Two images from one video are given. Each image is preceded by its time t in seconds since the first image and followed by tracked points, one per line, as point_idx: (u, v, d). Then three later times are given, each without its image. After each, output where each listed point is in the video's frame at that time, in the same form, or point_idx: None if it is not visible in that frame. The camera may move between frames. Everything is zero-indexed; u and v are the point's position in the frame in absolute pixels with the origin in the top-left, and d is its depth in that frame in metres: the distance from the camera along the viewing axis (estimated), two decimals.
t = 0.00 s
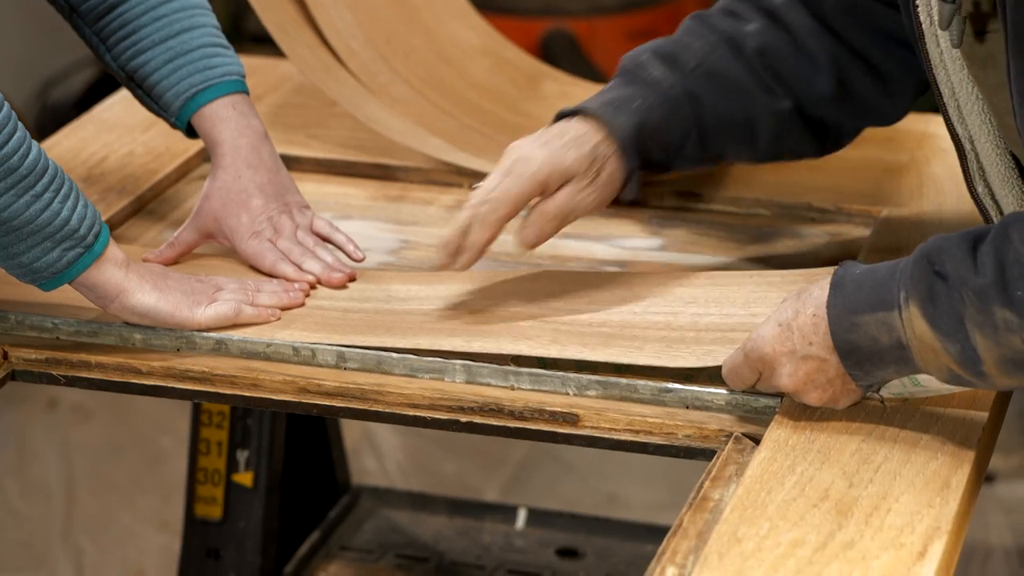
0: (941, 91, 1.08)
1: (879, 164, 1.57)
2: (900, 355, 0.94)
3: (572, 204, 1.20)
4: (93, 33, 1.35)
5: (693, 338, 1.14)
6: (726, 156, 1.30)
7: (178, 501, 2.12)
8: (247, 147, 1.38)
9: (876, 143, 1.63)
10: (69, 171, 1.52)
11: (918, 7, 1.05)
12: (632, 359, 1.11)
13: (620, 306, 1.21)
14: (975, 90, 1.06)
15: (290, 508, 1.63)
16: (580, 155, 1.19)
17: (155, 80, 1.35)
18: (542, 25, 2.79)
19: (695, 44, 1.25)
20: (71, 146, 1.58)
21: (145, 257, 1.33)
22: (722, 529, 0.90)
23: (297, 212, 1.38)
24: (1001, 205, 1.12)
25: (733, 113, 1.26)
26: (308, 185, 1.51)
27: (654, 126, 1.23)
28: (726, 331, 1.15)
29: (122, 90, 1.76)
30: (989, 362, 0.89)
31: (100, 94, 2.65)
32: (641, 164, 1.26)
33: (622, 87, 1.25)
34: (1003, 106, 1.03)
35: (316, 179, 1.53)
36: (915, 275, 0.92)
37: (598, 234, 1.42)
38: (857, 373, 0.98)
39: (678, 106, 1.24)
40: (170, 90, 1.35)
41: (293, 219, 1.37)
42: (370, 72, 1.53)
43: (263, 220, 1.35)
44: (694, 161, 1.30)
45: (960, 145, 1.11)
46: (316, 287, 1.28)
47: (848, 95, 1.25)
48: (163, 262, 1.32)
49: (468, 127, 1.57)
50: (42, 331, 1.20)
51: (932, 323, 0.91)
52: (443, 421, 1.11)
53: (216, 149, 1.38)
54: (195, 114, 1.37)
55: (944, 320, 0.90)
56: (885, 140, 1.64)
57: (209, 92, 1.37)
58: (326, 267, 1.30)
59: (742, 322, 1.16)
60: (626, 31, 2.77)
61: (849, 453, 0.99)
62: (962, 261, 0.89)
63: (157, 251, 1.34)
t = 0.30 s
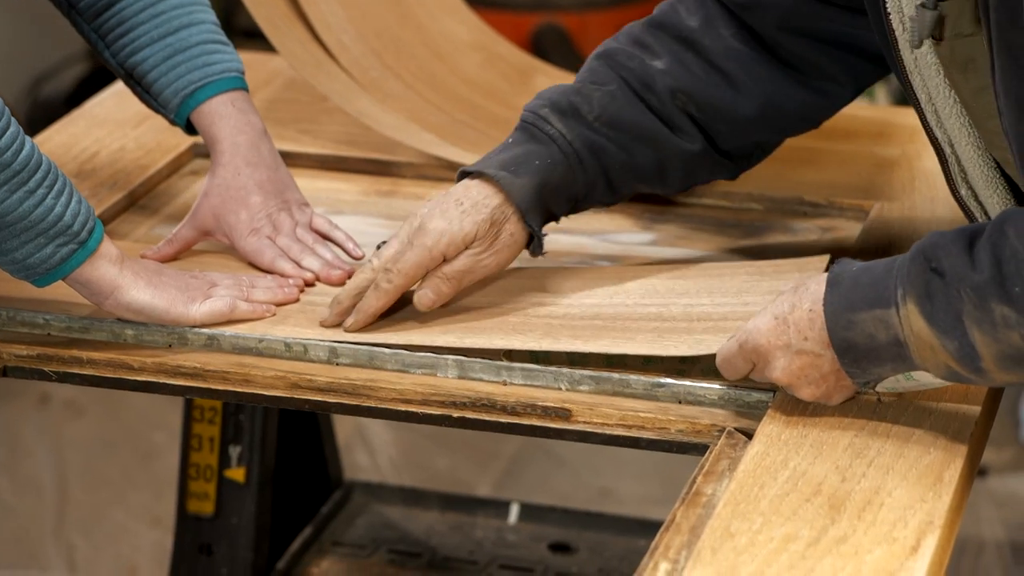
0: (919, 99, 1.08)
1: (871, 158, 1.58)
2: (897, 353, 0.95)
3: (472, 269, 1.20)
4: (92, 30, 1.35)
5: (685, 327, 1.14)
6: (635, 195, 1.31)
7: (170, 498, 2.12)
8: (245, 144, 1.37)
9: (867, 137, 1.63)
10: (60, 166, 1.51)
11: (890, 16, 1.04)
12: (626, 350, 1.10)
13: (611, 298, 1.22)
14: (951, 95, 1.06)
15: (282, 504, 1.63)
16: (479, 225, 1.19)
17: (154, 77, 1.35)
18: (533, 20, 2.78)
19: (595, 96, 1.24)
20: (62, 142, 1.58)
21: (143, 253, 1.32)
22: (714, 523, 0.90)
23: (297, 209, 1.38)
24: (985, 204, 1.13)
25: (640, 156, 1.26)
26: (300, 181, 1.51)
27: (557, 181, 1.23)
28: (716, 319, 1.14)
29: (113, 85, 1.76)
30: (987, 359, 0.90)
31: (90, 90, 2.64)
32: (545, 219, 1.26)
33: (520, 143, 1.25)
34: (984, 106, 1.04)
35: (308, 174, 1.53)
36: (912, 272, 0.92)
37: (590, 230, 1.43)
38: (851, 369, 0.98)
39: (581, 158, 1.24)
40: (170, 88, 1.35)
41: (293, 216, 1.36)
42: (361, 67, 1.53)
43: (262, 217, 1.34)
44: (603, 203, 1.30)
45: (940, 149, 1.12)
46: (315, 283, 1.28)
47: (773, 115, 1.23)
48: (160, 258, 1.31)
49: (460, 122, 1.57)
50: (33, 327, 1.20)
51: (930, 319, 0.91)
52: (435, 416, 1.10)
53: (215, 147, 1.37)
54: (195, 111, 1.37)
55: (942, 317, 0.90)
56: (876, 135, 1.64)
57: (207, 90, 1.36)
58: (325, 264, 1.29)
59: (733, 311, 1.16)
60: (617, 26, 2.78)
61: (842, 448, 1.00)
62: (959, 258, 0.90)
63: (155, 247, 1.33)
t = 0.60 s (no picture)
0: (905, 100, 1.09)
1: (865, 154, 1.58)
2: (893, 354, 0.95)
3: (471, 262, 1.20)
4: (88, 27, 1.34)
5: (679, 320, 1.13)
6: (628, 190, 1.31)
7: (164, 495, 2.11)
8: (242, 141, 1.37)
9: (862, 133, 1.64)
10: (53, 163, 1.51)
11: (874, 20, 1.06)
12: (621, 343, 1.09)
13: (605, 294, 1.21)
14: (937, 96, 1.07)
15: (276, 500, 1.63)
16: (474, 218, 1.19)
17: (151, 74, 1.34)
18: (527, 15, 2.78)
19: (588, 91, 1.24)
20: (55, 139, 1.57)
21: (139, 252, 1.32)
22: (709, 520, 0.90)
23: (293, 207, 1.37)
24: (977, 206, 1.12)
25: (633, 152, 1.25)
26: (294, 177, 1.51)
27: (550, 177, 1.23)
28: (710, 311, 1.14)
29: (106, 81, 1.75)
30: (984, 361, 0.90)
31: (83, 86, 2.64)
32: (539, 213, 1.25)
33: (515, 138, 1.24)
34: (971, 108, 1.05)
35: (301, 170, 1.53)
36: (909, 275, 0.92)
37: (585, 226, 1.43)
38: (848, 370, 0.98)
39: (575, 153, 1.24)
40: (167, 84, 1.34)
41: (288, 214, 1.36)
42: (355, 63, 1.52)
43: (258, 215, 1.34)
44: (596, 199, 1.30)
45: (929, 150, 1.12)
46: (312, 280, 1.27)
47: (765, 113, 1.23)
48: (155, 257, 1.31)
49: (454, 119, 1.57)
50: (27, 325, 1.20)
51: (926, 321, 0.91)
52: (430, 413, 1.10)
53: (212, 144, 1.37)
54: (192, 108, 1.36)
55: (940, 318, 0.90)
56: (870, 130, 1.64)
57: (204, 87, 1.35)
58: (323, 262, 1.29)
59: (727, 303, 1.15)
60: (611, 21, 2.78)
61: (837, 444, 1.00)
62: (955, 260, 0.90)
63: (151, 246, 1.32)
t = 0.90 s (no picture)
0: (899, 96, 1.09)
1: (860, 151, 1.58)
2: (891, 357, 0.95)
3: (478, 255, 1.20)
4: (79, 24, 1.34)
5: (675, 316, 1.13)
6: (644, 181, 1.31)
7: (160, 493, 2.11)
8: (232, 136, 1.37)
9: (858, 130, 1.64)
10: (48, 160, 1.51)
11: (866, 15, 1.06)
12: (618, 339, 1.08)
13: (601, 292, 1.21)
14: (930, 92, 1.08)
15: (271, 499, 1.63)
16: (485, 211, 1.18)
17: (142, 70, 1.34)
18: (522, 13, 2.78)
19: (603, 83, 1.24)
20: (50, 136, 1.57)
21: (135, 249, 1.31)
22: (706, 518, 0.90)
23: (283, 202, 1.37)
24: (971, 202, 1.12)
25: (647, 144, 1.26)
26: (289, 175, 1.51)
27: (565, 169, 1.23)
28: (705, 307, 1.14)
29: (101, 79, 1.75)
30: (981, 364, 0.90)
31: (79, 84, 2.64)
32: (550, 205, 1.25)
33: (529, 129, 1.24)
34: (961, 106, 1.07)
35: (297, 168, 1.53)
36: (907, 278, 0.92)
37: (581, 224, 1.43)
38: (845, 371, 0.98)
39: (589, 146, 1.24)
40: (158, 81, 1.34)
41: (281, 210, 1.36)
42: (351, 60, 1.53)
43: (251, 209, 1.34)
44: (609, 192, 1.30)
45: (923, 147, 1.12)
46: (308, 278, 1.27)
47: (771, 107, 1.24)
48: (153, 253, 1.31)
49: (450, 117, 1.57)
50: (23, 323, 1.19)
51: (924, 324, 0.91)
52: (426, 411, 1.10)
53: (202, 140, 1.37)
54: (183, 103, 1.36)
55: (937, 322, 0.90)
56: (866, 128, 1.65)
57: (195, 82, 1.36)
58: (316, 260, 1.28)
59: (723, 299, 1.15)
60: (607, 20, 2.78)
61: (833, 442, 1.00)
62: (953, 263, 0.90)
63: (148, 244, 1.32)
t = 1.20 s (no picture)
0: (897, 98, 1.09)
1: (858, 148, 1.58)
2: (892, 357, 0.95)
3: (512, 247, 1.22)
4: (31, 11, 1.39)
5: (674, 314, 1.12)
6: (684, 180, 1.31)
7: (158, 490, 2.12)
8: (174, 123, 1.40)
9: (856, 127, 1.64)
10: (47, 157, 1.51)
11: (864, 17, 1.06)
12: (618, 337, 1.08)
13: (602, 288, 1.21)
14: (929, 95, 1.08)
15: (270, 497, 1.63)
16: (519, 203, 1.20)
17: (92, 57, 1.39)
18: (520, 11, 2.79)
19: (643, 80, 1.26)
20: (49, 132, 1.58)
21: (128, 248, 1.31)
22: (705, 514, 0.90)
23: (226, 187, 1.40)
24: (969, 201, 1.12)
25: (687, 143, 1.26)
26: (287, 172, 1.51)
27: (604, 164, 1.24)
28: (705, 306, 1.14)
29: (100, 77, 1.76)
30: (982, 364, 0.90)
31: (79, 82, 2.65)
32: (589, 200, 1.26)
33: (569, 124, 1.26)
34: (961, 108, 1.07)
35: (295, 165, 1.53)
36: (907, 277, 0.92)
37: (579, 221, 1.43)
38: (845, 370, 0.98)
39: (629, 142, 1.25)
40: (108, 64, 1.39)
41: (222, 192, 1.39)
42: (348, 57, 1.53)
43: (194, 191, 1.36)
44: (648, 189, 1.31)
45: (921, 149, 1.11)
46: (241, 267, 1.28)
47: (805, 111, 1.25)
48: (138, 252, 1.30)
49: (448, 113, 1.57)
50: (20, 319, 1.19)
51: (925, 323, 0.91)
52: (424, 409, 1.10)
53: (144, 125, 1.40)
54: (128, 91, 1.41)
55: (938, 320, 0.91)
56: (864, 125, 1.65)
57: (141, 70, 1.40)
58: (247, 249, 1.29)
59: (722, 297, 1.15)
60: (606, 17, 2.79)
61: (831, 439, 1.00)
62: (954, 262, 0.90)
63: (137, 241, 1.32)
